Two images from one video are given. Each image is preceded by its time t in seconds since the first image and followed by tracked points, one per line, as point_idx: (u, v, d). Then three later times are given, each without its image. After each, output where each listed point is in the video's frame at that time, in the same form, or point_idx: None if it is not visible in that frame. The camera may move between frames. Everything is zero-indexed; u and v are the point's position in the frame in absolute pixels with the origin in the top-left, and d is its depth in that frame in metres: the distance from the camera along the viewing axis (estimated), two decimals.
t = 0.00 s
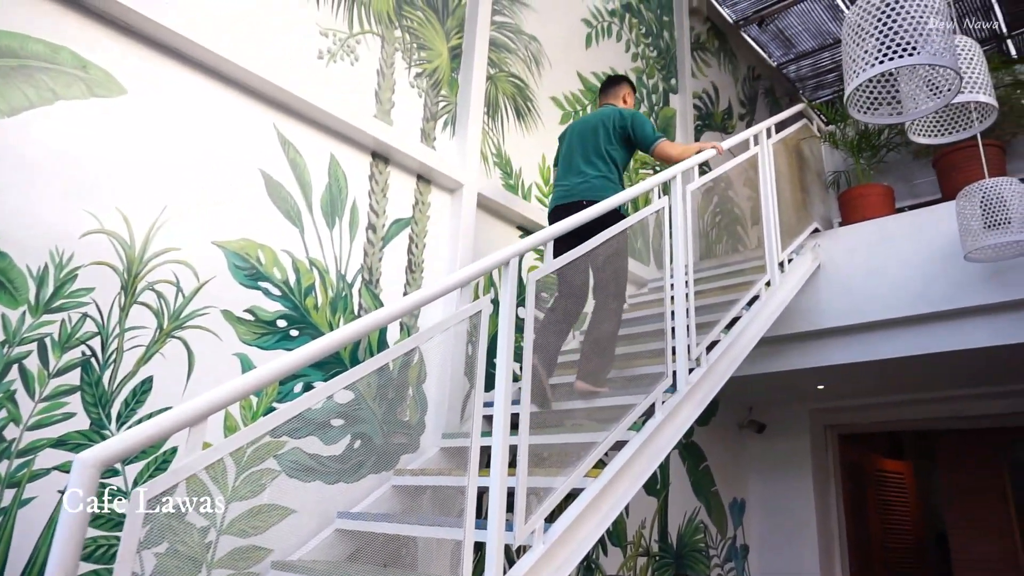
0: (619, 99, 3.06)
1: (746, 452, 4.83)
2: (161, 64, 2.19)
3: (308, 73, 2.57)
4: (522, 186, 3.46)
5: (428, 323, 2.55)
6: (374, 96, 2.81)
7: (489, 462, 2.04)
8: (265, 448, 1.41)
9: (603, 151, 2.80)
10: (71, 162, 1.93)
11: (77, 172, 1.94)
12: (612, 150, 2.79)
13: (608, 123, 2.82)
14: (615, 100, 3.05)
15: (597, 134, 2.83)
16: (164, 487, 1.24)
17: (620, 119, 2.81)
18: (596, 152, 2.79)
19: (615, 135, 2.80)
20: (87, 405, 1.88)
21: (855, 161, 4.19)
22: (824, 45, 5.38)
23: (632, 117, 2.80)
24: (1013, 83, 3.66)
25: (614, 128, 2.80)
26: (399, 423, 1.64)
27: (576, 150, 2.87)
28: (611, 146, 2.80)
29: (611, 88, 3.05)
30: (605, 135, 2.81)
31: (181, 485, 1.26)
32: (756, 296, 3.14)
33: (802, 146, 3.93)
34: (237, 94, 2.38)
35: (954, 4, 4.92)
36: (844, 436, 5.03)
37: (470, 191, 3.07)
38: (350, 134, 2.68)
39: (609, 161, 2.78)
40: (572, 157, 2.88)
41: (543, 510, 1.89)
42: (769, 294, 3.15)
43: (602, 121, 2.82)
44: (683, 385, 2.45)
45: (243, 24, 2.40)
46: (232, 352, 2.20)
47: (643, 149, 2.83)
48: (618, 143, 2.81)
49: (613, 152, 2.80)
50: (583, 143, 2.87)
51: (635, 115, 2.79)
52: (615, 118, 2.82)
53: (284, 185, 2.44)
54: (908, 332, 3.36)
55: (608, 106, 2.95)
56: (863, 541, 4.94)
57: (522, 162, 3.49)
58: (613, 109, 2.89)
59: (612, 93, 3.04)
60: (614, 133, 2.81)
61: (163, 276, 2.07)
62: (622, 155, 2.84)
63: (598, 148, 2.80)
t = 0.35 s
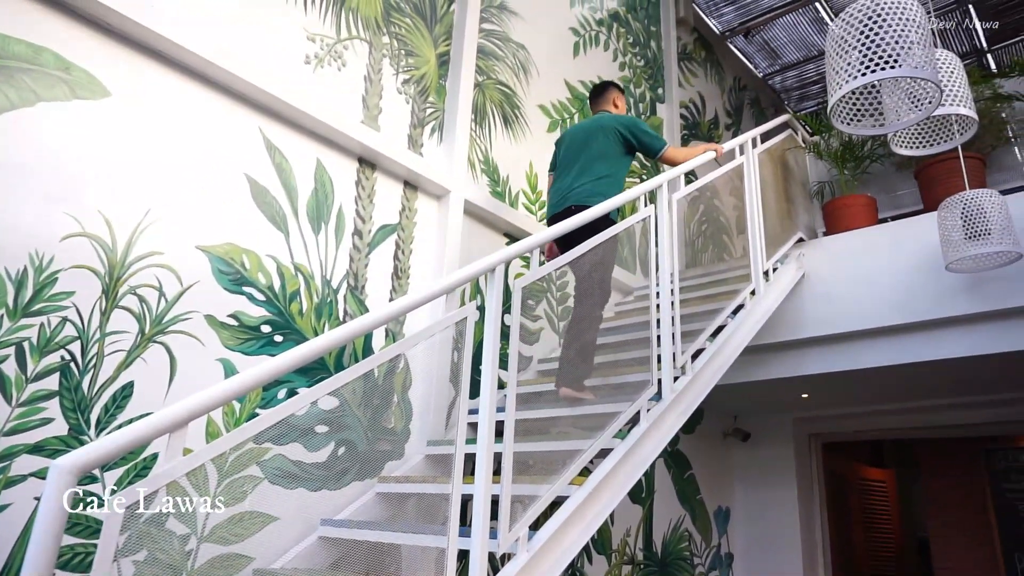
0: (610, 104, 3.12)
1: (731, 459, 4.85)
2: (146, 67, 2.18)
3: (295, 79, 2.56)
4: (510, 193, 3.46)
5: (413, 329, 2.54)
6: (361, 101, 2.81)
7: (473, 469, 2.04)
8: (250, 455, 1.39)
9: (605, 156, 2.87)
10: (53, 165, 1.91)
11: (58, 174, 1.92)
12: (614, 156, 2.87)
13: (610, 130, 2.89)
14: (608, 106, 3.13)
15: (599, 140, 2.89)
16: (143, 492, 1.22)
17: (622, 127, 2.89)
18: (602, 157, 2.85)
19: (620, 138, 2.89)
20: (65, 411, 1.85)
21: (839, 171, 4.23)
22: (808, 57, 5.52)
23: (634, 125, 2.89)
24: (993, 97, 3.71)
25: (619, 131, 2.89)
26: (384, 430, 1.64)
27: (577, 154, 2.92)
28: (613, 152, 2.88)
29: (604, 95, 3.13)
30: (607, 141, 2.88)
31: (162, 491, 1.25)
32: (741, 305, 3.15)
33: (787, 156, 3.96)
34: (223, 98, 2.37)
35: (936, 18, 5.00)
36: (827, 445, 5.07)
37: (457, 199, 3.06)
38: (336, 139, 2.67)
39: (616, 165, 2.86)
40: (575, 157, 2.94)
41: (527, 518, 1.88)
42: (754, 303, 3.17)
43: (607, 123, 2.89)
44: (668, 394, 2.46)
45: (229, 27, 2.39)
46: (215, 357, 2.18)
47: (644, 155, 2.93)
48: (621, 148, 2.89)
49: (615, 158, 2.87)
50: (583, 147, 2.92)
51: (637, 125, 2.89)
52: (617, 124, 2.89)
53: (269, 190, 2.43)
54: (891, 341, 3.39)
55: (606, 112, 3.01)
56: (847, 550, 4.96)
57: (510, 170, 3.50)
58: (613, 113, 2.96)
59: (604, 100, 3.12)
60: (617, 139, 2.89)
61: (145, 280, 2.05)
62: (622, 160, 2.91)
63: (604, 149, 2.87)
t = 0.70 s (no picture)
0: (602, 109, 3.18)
1: (724, 468, 4.84)
2: (141, 73, 2.18)
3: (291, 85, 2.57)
4: (504, 201, 3.47)
5: (406, 335, 2.54)
6: (356, 108, 2.81)
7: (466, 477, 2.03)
8: (241, 462, 1.39)
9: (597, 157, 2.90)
10: (46, 170, 1.91)
11: (52, 178, 1.91)
12: (606, 157, 2.90)
13: (599, 133, 2.93)
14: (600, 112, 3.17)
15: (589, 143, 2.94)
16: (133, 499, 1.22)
17: (609, 127, 2.92)
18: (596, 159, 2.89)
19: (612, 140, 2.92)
20: (56, 417, 1.84)
21: (833, 181, 4.25)
22: (803, 67, 5.57)
23: (622, 125, 2.91)
24: (985, 108, 3.74)
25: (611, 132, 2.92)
26: (377, 437, 1.63)
27: (573, 160, 2.98)
28: (606, 153, 2.91)
29: (594, 102, 3.18)
30: (597, 143, 2.92)
31: (152, 498, 1.24)
32: (735, 313, 3.16)
33: (780, 165, 3.98)
34: (218, 104, 2.37)
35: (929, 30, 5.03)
36: (820, 454, 5.07)
37: (451, 205, 3.07)
38: (331, 146, 2.67)
39: (610, 166, 2.89)
40: (571, 164, 2.98)
41: (520, 526, 1.87)
42: (748, 312, 3.17)
43: (596, 127, 2.94)
44: (661, 402, 2.46)
45: (225, 34, 2.40)
46: (207, 364, 2.18)
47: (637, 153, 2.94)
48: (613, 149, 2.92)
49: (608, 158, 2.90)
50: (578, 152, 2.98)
51: (623, 124, 2.91)
52: (604, 126, 2.93)
53: (263, 196, 2.43)
54: (884, 350, 3.40)
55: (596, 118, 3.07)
56: (840, 559, 4.95)
57: (505, 177, 3.50)
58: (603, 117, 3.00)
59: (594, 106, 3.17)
60: (607, 141, 2.92)
61: (138, 286, 2.04)
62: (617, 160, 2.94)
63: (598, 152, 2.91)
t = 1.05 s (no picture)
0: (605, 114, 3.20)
1: (715, 473, 4.85)
2: (132, 76, 2.17)
3: (282, 90, 2.56)
4: (496, 207, 3.47)
5: (397, 340, 2.54)
6: (348, 113, 2.81)
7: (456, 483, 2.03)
8: (230, 467, 1.38)
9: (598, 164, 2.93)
10: (34, 172, 1.89)
11: (40, 182, 1.90)
12: (606, 162, 2.92)
13: (598, 139, 2.95)
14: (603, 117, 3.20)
15: (590, 150, 2.97)
16: (119, 506, 1.21)
17: (606, 132, 2.94)
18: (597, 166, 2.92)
19: (610, 142, 2.94)
20: (42, 422, 1.82)
21: (823, 188, 4.27)
22: (793, 75, 5.61)
23: (617, 128, 2.91)
24: (973, 117, 3.78)
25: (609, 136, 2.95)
26: (368, 442, 1.63)
27: (576, 167, 3.01)
28: (605, 158, 2.93)
29: (596, 108, 3.21)
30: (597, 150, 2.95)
31: (140, 503, 1.23)
32: (726, 319, 3.16)
33: (771, 172, 4.00)
34: (209, 108, 2.36)
35: (917, 39, 5.07)
36: (811, 460, 5.08)
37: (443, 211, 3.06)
38: (323, 151, 2.67)
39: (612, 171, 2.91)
40: (572, 171, 3.02)
41: (510, 531, 1.86)
42: (739, 317, 3.18)
43: (594, 133, 2.97)
44: (653, 407, 2.46)
45: (216, 38, 2.39)
46: (197, 368, 2.16)
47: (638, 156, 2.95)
48: (613, 154, 2.93)
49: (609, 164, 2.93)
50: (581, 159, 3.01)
51: (618, 127, 2.91)
52: (602, 132, 2.95)
53: (254, 201, 2.42)
54: (874, 356, 3.42)
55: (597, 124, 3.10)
56: (831, 565, 4.95)
57: (496, 183, 3.50)
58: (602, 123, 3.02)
59: (597, 112, 3.19)
60: (606, 147, 2.94)
61: (127, 290, 2.03)
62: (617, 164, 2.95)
63: (597, 155, 2.94)
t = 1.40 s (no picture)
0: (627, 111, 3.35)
1: (708, 476, 4.86)
2: (121, 79, 2.16)
3: (272, 93, 2.55)
4: (488, 210, 3.46)
5: (389, 343, 2.53)
6: (339, 116, 2.81)
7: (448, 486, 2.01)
8: (220, 472, 1.38)
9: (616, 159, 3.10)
10: (22, 176, 1.88)
11: (26, 185, 1.88)
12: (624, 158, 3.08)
13: (619, 134, 3.11)
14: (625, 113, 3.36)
15: (611, 145, 3.13)
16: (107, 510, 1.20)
17: (627, 129, 3.09)
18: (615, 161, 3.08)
19: (629, 138, 3.10)
20: (29, 427, 1.80)
21: (814, 191, 4.29)
22: (783, 79, 5.63)
23: (637, 126, 3.06)
24: (961, 120, 3.80)
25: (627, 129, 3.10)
26: (359, 446, 1.62)
27: (596, 160, 3.18)
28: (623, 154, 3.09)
29: (619, 103, 3.37)
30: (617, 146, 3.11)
31: (129, 508, 1.22)
32: (718, 322, 3.17)
33: (763, 175, 4.02)
34: (199, 111, 2.35)
35: (906, 43, 5.11)
36: (803, 462, 5.10)
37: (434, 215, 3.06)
38: (314, 154, 2.66)
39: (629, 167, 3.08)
40: (592, 164, 3.19)
41: (502, 535, 1.86)
42: (731, 320, 3.19)
43: (615, 129, 3.13)
44: (645, 410, 2.46)
45: (206, 41, 2.38)
46: (187, 372, 2.15)
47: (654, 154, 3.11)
48: (630, 150, 3.10)
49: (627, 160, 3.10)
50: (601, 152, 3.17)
51: (640, 124, 3.06)
52: (623, 128, 3.11)
53: (245, 204, 2.41)
54: (864, 358, 3.43)
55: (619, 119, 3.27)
56: (823, 568, 4.96)
57: (488, 186, 3.50)
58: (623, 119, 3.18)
59: (620, 108, 3.36)
60: (625, 143, 3.10)
61: (116, 293, 2.02)
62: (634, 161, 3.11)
63: (616, 150, 3.11)
